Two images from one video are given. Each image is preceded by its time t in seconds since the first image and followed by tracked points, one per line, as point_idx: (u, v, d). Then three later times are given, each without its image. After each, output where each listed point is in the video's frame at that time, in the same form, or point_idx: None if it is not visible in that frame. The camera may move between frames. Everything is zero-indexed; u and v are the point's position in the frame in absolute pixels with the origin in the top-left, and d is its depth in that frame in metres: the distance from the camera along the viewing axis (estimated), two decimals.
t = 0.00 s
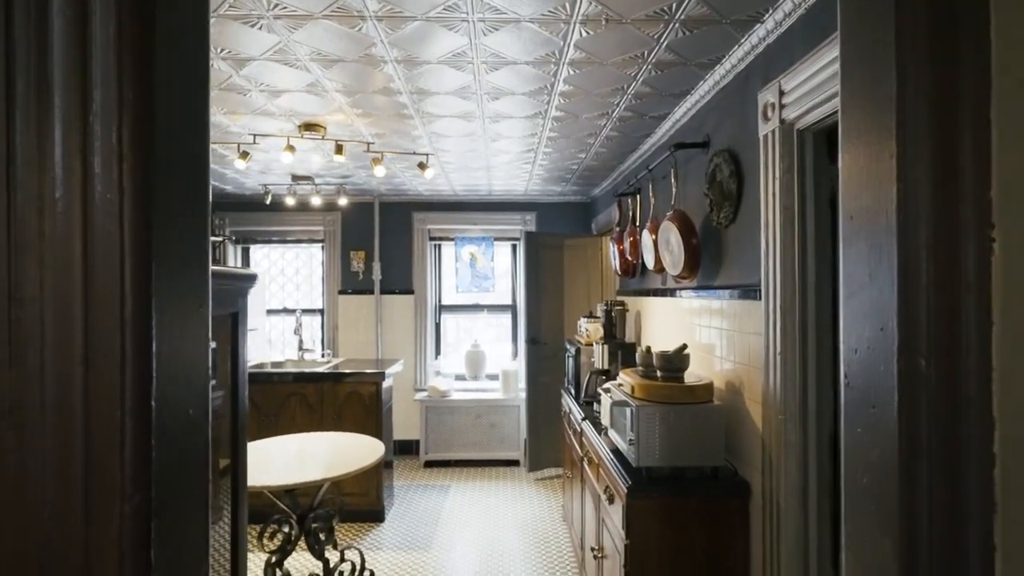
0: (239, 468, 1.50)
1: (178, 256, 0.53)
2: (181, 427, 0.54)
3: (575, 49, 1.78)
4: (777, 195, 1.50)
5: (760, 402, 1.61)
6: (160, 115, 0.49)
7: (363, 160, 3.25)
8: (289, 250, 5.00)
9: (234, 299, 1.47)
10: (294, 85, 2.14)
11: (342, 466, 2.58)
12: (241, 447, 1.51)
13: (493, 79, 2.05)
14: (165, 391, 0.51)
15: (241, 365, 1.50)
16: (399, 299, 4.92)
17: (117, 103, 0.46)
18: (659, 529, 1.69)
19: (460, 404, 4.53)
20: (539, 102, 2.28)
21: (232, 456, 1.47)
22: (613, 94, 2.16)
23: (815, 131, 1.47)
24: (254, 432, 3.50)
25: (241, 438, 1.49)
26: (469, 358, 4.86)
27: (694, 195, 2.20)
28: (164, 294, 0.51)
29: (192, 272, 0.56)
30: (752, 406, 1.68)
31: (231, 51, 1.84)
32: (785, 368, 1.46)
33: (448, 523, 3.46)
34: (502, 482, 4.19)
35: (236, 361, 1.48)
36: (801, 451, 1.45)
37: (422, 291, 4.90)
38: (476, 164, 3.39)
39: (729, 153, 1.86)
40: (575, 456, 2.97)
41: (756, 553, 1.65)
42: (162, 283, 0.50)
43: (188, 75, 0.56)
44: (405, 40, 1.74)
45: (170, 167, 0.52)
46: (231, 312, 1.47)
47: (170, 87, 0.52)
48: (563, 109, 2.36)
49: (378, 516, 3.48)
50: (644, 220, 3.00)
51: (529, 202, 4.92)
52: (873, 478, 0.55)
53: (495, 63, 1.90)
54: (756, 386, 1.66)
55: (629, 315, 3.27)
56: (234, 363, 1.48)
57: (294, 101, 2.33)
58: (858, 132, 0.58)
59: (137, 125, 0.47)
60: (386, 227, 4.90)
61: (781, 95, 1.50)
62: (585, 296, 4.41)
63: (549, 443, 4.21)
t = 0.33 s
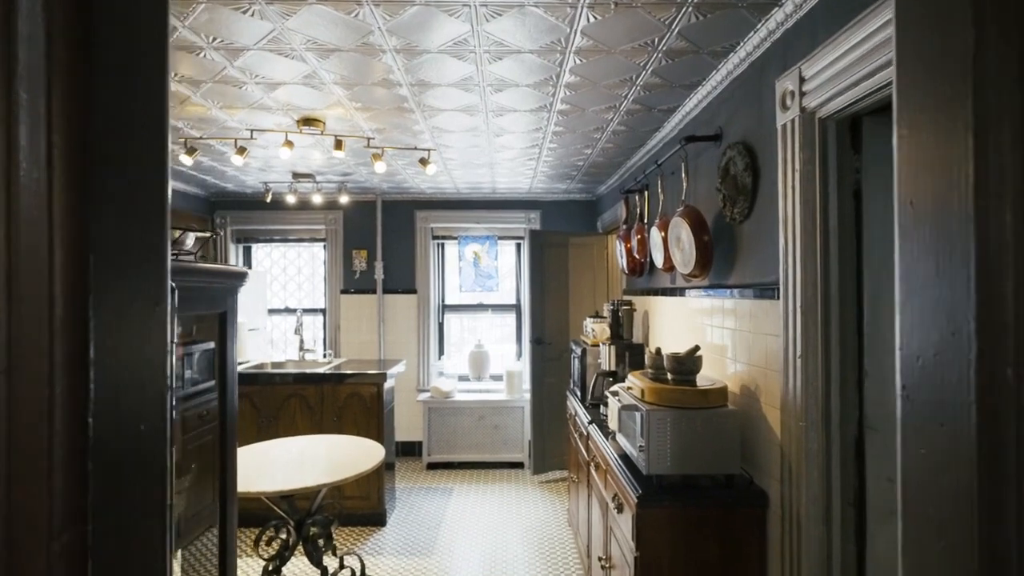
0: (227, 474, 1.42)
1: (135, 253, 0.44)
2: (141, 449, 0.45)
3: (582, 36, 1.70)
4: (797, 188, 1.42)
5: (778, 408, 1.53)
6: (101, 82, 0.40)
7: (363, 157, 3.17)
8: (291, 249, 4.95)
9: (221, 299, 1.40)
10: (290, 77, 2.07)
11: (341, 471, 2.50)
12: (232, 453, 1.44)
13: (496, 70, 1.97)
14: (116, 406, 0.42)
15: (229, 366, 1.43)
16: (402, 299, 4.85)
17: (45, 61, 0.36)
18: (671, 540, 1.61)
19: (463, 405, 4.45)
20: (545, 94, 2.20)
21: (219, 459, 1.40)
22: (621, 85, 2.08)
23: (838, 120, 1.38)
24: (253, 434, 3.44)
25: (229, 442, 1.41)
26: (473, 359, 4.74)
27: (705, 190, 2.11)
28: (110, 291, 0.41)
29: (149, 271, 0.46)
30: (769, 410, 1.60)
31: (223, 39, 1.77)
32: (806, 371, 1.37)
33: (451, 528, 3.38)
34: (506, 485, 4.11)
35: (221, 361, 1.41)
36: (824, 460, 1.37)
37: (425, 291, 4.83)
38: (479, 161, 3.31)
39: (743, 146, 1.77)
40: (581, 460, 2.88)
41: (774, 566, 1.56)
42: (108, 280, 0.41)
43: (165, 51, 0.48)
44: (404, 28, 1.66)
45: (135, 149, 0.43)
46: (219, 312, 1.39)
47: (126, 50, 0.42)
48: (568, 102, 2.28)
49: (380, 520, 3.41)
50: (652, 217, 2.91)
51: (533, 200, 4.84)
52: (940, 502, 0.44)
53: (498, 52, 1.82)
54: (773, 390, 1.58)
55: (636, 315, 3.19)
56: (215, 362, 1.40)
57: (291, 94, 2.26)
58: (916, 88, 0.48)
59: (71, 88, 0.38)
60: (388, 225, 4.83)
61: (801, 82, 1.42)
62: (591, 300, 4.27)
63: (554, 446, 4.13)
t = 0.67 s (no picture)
0: (218, 485, 1.34)
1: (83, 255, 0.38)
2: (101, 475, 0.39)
3: (593, 21, 1.61)
4: (824, 181, 1.33)
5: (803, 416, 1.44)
6: None
7: (367, 153, 3.09)
8: (296, 248, 4.90)
9: (209, 300, 1.31)
10: (289, 69, 2.00)
11: (342, 476, 2.42)
12: (224, 461, 1.36)
13: (502, 59, 1.89)
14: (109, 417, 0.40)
15: (219, 369, 1.35)
16: (408, 298, 4.77)
17: None
18: (688, 555, 1.52)
19: (469, 406, 4.37)
20: (553, 85, 2.11)
21: (208, 467, 1.32)
22: (632, 75, 1.99)
23: (870, 107, 1.28)
24: (256, 435, 3.38)
25: (219, 450, 1.33)
26: (479, 359, 4.65)
27: (721, 185, 2.01)
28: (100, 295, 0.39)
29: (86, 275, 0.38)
30: (792, 417, 1.51)
31: (217, 28, 1.70)
32: (835, 377, 1.30)
33: (457, 533, 3.30)
34: (513, 487, 4.03)
35: (210, 365, 1.32)
36: (855, 472, 1.28)
37: (431, 289, 4.75)
38: (485, 157, 3.22)
39: (764, 137, 1.68)
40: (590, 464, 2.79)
41: None
42: (97, 284, 0.38)
43: None
44: (405, 14, 1.58)
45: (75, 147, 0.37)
46: (207, 313, 1.31)
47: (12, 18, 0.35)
48: (577, 93, 2.19)
49: (384, 524, 3.34)
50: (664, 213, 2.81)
51: (540, 197, 4.75)
52: None
53: (505, 40, 1.74)
54: (798, 395, 1.48)
55: (647, 315, 3.09)
56: (204, 366, 1.32)
57: (291, 87, 2.18)
58: None
59: None
60: (393, 223, 4.76)
61: (828, 66, 1.33)
62: (600, 301, 4.16)
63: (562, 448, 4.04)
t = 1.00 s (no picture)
0: (207, 498, 1.25)
1: None
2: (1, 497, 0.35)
3: (607, 4, 1.52)
4: (859, 171, 1.23)
5: (834, 425, 1.35)
6: None
7: (373, 148, 3.02)
8: (305, 247, 4.85)
9: (197, 300, 1.23)
10: (291, 59, 1.92)
11: (347, 480, 2.34)
12: (216, 470, 1.28)
13: (511, 47, 1.80)
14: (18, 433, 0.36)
15: (210, 373, 1.28)
16: (417, 296, 4.70)
17: None
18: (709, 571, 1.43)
19: (479, 407, 4.29)
20: (565, 75, 2.02)
21: (197, 476, 1.24)
22: (649, 63, 1.89)
23: (911, 89, 1.18)
24: (262, 436, 3.33)
25: (209, 458, 1.26)
26: (489, 359, 4.56)
27: (742, 178, 1.91)
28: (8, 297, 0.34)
29: None
30: (821, 426, 1.41)
31: (214, 15, 1.63)
32: (871, 384, 1.20)
33: (466, 537, 3.23)
34: (524, 490, 3.95)
35: (199, 369, 1.25)
36: (893, 486, 1.18)
37: (440, 288, 4.67)
38: (495, 152, 3.14)
39: (790, 126, 1.58)
40: (603, 469, 2.70)
41: None
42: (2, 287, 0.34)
43: None
44: None
45: None
46: (196, 313, 1.24)
47: None
48: (590, 83, 2.09)
49: (392, 528, 3.27)
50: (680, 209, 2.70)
51: (552, 194, 4.65)
52: None
53: (514, 25, 1.65)
54: (828, 403, 1.38)
55: (662, 315, 2.98)
56: (193, 371, 1.25)
57: (294, 80, 2.11)
58: None
59: None
60: (402, 221, 4.68)
61: (864, 46, 1.23)
62: (612, 300, 4.05)
63: (573, 450, 3.95)
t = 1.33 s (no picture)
0: (196, 509, 1.20)
1: None
2: None
3: None
4: (906, 158, 1.13)
5: (876, 434, 1.25)
6: None
7: (382, 142, 2.94)
8: (316, 245, 4.80)
9: (186, 297, 1.15)
10: (293, 48, 1.85)
11: (353, 484, 2.27)
12: (208, 478, 1.23)
13: (522, 32, 1.71)
14: None
15: (199, 375, 1.21)
16: (428, 296, 4.63)
17: None
18: None
19: (491, 408, 4.20)
20: (580, 62, 1.92)
21: (187, 486, 1.19)
22: (669, 47, 1.79)
23: (965, 64, 1.07)
24: (271, 437, 3.27)
25: (199, 466, 1.20)
26: (502, 359, 4.47)
27: (769, 169, 1.80)
28: None
29: None
30: (860, 434, 1.32)
31: None
32: (919, 390, 1.11)
33: (477, 542, 3.14)
34: (537, 493, 3.85)
35: (189, 371, 1.19)
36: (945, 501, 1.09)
37: (451, 287, 4.59)
38: (506, 147, 3.05)
39: (823, 110, 1.47)
40: (619, 474, 2.60)
41: None
42: None
43: None
44: None
45: None
46: (185, 312, 1.16)
47: None
48: (606, 71, 1.99)
49: (401, 532, 3.20)
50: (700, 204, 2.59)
51: (565, 191, 4.55)
52: None
53: (526, 7, 1.56)
54: (869, 410, 1.28)
55: (681, 315, 2.87)
56: (184, 372, 1.19)
57: (298, 70, 2.04)
58: None
59: None
60: (413, 218, 4.61)
61: (911, 18, 1.12)
62: (628, 299, 3.94)
63: (588, 454, 3.84)
